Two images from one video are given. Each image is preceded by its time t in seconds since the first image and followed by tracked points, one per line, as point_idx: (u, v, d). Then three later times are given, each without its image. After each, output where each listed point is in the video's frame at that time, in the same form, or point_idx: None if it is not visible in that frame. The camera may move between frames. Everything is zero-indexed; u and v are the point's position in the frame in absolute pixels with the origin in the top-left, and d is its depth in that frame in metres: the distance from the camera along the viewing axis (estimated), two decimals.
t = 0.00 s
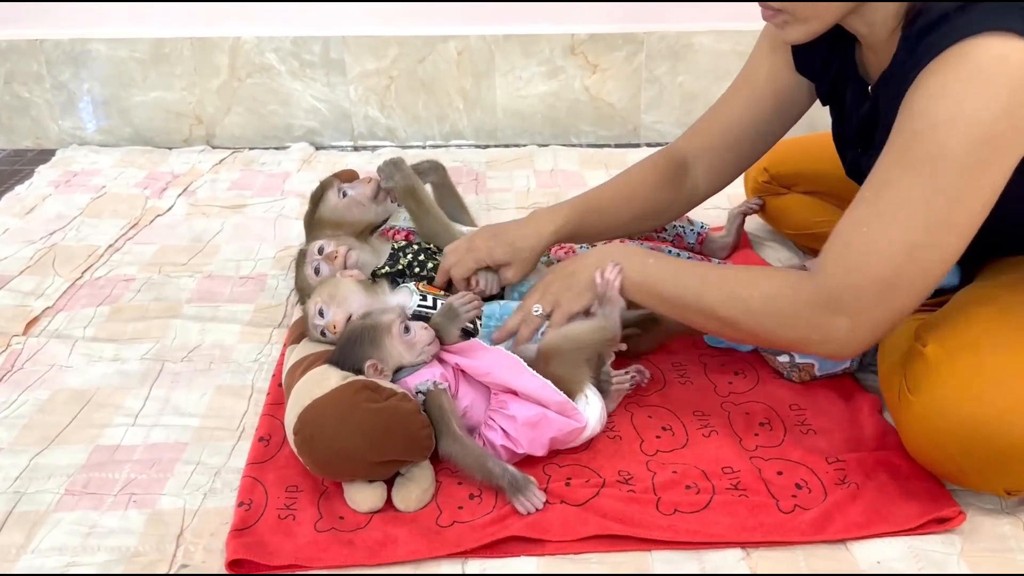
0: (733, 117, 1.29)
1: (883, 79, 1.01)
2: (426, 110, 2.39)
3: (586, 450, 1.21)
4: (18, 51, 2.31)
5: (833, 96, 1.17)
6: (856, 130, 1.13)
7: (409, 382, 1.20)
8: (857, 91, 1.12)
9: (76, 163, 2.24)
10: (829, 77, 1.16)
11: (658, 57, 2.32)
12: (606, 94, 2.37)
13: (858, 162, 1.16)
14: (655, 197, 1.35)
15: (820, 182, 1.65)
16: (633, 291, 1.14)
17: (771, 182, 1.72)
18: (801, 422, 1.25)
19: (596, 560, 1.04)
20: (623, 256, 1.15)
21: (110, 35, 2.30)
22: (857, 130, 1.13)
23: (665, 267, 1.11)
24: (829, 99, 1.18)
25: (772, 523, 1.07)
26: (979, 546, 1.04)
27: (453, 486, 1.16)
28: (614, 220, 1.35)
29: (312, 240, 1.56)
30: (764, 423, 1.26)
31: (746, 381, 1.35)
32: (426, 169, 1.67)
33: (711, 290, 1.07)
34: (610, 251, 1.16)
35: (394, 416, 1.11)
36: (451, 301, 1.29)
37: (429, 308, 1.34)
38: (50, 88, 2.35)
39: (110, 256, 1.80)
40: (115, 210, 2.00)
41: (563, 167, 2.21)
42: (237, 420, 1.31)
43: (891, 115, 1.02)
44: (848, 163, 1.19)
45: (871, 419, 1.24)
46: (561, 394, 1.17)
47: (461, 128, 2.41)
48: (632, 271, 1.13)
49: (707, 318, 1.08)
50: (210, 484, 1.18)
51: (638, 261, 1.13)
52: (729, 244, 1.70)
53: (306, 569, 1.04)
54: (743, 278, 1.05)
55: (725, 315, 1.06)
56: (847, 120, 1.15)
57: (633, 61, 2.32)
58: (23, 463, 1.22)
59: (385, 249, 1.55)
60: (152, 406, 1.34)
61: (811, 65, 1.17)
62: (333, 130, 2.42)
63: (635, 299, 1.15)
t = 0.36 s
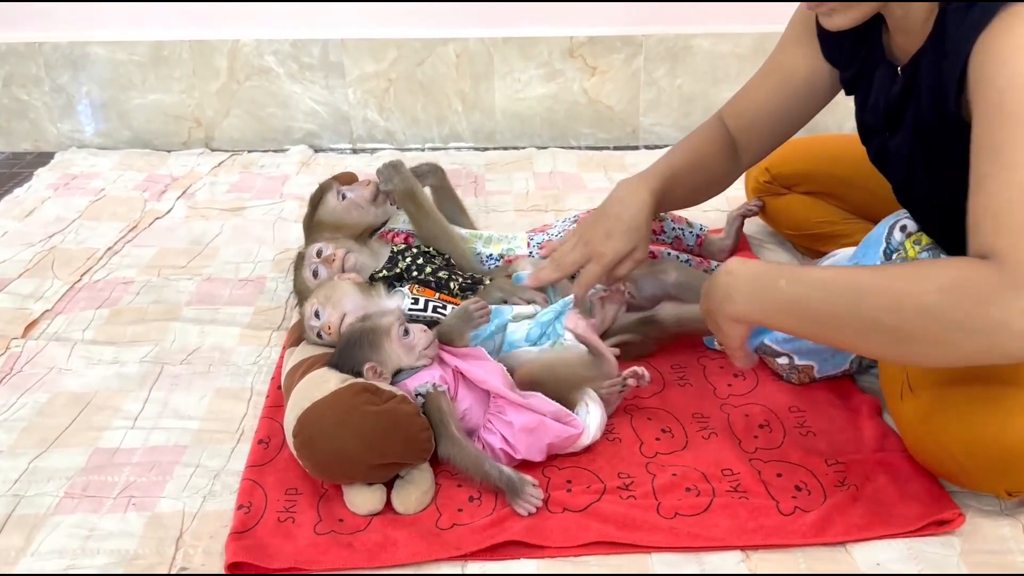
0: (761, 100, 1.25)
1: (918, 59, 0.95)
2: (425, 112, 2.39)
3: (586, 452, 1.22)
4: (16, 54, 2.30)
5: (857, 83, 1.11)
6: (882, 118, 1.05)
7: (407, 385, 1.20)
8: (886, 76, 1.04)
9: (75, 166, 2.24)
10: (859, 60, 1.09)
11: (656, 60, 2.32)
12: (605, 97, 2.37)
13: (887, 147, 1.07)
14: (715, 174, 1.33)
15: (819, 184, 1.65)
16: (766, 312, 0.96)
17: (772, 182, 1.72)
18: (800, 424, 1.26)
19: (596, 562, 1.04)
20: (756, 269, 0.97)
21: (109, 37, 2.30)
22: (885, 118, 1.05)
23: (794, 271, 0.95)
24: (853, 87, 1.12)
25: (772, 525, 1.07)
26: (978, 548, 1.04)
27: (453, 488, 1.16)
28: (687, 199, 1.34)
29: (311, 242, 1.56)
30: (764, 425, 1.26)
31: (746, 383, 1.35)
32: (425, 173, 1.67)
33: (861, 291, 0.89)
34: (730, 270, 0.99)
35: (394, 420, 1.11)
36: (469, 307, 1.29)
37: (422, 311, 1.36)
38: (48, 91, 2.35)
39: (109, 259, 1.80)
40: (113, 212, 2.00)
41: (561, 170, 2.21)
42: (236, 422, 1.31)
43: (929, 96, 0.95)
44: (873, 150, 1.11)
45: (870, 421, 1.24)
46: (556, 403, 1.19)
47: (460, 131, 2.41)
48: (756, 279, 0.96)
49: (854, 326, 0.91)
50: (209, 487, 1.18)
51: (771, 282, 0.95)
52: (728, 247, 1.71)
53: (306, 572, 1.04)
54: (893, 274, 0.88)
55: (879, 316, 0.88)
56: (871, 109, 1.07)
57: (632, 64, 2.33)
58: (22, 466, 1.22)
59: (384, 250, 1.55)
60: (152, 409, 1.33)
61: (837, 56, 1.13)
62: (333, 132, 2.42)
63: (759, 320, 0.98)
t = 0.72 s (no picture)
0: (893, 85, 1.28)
1: (999, 17, 0.97)
2: (425, 115, 2.39)
3: (586, 454, 1.22)
4: (16, 57, 2.30)
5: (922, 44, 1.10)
6: (948, 78, 1.04)
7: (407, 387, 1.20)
8: (956, 35, 1.04)
9: (74, 169, 2.24)
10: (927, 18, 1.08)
11: (655, 62, 2.33)
12: (604, 99, 2.38)
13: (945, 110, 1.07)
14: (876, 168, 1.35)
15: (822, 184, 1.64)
16: (880, 314, 1.02)
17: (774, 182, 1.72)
18: (800, 426, 1.26)
19: (596, 564, 1.04)
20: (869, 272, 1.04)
21: (109, 40, 2.30)
22: (950, 79, 1.04)
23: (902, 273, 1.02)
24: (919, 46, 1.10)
25: (772, 526, 1.07)
26: (978, 549, 1.04)
27: (453, 490, 1.16)
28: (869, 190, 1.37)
29: (311, 245, 1.55)
30: (764, 427, 1.26)
31: (746, 384, 1.35)
32: (425, 174, 1.67)
33: (977, 290, 0.98)
34: (844, 274, 1.04)
35: (394, 421, 1.11)
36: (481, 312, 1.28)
37: (419, 313, 1.36)
38: (48, 94, 2.36)
39: (108, 261, 1.80)
40: (113, 215, 2.00)
41: (561, 172, 2.21)
42: (236, 425, 1.31)
43: (1015, 48, 0.95)
44: (925, 115, 1.11)
45: (870, 422, 1.24)
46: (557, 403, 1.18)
47: (459, 133, 2.41)
48: (875, 282, 1.03)
49: (965, 320, 1.00)
50: (210, 489, 1.18)
51: (884, 282, 1.02)
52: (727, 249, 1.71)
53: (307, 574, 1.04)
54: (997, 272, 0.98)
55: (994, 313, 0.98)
56: (935, 70, 1.06)
57: (631, 66, 2.33)
58: (22, 469, 1.22)
59: (385, 253, 1.56)
60: (152, 411, 1.33)
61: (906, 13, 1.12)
62: (332, 134, 2.42)
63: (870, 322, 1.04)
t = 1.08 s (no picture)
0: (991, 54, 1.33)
1: None
2: (424, 117, 2.39)
3: (586, 456, 1.22)
4: (15, 60, 2.31)
5: None
6: None
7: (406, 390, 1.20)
8: None
9: (75, 172, 2.24)
10: None
11: (654, 64, 2.33)
12: (603, 101, 2.38)
13: None
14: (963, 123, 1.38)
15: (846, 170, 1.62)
16: (938, 267, 1.12)
17: (795, 168, 1.68)
18: (800, 427, 1.26)
19: (597, 566, 1.04)
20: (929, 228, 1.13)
21: (108, 43, 2.30)
22: None
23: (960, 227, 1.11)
24: None
25: (772, 528, 1.07)
26: (977, 550, 1.04)
27: (453, 492, 1.16)
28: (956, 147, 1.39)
29: (311, 247, 1.55)
30: (763, 429, 1.26)
31: (745, 386, 1.36)
32: (424, 177, 1.67)
33: None
34: (899, 226, 1.14)
35: (396, 424, 1.11)
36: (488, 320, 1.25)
37: (417, 316, 1.36)
38: (48, 97, 2.36)
39: (108, 264, 1.80)
40: (113, 217, 2.00)
41: (561, 174, 2.21)
42: (236, 427, 1.31)
43: None
44: None
45: (870, 424, 1.24)
46: (558, 403, 1.18)
47: (458, 135, 2.41)
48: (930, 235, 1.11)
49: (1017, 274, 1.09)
50: (210, 491, 1.18)
51: (943, 246, 1.10)
52: (727, 250, 1.71)
53: None
54: None
55: None
56: None
57: (630, 68, 2.33)
58: (23, 472, 1.22)
59: (384, 256, 1.57)
60: (152, 414, 1.33)
61: None
62: (332, 137, 2.43)
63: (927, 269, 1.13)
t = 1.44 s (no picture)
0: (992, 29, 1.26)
1: None
2: (424, 119, 2.39)
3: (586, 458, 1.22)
4: (15, 63, 2.31)
5: None
6: None
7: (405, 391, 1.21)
8: None
9: (74, 174, 2.24)
10: None
11: (654, 65, 2.33)
12: (602, 103, 2.38)
13: None
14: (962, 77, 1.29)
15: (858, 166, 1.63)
16: (865, 261, 1.06)
17: (807, 160, 1.67)
18: (799, 429, 1.26)
19: (597, 568, 1.04)
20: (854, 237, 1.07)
21: (108, 45, 2.30)
22: None
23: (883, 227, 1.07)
24: None
25: (771, 529, 1.07)
26: (977, 552, 1.04)
27: (453, 494, 1.16)
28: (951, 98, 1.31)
29: (311, 249, 1.55)
30: (763, 430, 1.26)
31: (745, 388, 1.36)
32: (425, 179, 1.67)
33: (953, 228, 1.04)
34: (828, 228, 1.08)
35: (396, 425, 1.11)
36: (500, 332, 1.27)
37: (416, 318, 1.36)
38: (48, 99, 2.36)
39: (108, 266, 1.80)
40: (113, 220, 2.00)
41: (560, 176, 2.21)
42: (236, 429, 1.31)
43: None
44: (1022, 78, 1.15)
45: (869, 425, 1.24)
46: (558, 406, 1.17)
47: (458, 137, 2.41)
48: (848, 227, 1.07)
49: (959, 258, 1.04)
50: (210, 494, 1.18)
51: (864, 233, 1.07)
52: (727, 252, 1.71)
53: None
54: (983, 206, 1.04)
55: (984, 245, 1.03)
56: None
57: (629, 70, 2.33)
58: (22, 474, 1.22)
59: (384, 258, 1.57)
60: (152, 416, 1.34)
61: None
62: (332, 139, 2.43)
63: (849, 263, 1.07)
